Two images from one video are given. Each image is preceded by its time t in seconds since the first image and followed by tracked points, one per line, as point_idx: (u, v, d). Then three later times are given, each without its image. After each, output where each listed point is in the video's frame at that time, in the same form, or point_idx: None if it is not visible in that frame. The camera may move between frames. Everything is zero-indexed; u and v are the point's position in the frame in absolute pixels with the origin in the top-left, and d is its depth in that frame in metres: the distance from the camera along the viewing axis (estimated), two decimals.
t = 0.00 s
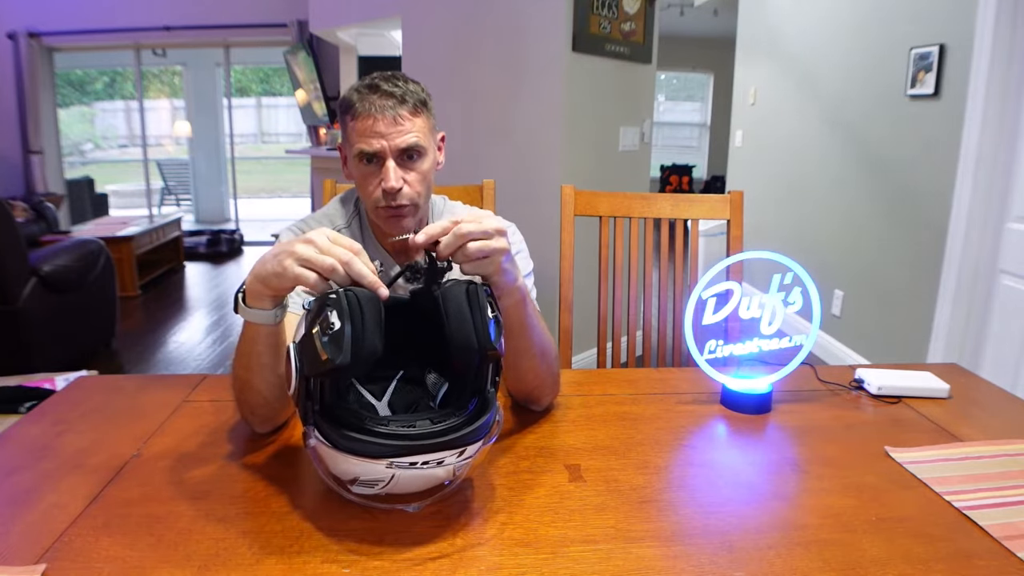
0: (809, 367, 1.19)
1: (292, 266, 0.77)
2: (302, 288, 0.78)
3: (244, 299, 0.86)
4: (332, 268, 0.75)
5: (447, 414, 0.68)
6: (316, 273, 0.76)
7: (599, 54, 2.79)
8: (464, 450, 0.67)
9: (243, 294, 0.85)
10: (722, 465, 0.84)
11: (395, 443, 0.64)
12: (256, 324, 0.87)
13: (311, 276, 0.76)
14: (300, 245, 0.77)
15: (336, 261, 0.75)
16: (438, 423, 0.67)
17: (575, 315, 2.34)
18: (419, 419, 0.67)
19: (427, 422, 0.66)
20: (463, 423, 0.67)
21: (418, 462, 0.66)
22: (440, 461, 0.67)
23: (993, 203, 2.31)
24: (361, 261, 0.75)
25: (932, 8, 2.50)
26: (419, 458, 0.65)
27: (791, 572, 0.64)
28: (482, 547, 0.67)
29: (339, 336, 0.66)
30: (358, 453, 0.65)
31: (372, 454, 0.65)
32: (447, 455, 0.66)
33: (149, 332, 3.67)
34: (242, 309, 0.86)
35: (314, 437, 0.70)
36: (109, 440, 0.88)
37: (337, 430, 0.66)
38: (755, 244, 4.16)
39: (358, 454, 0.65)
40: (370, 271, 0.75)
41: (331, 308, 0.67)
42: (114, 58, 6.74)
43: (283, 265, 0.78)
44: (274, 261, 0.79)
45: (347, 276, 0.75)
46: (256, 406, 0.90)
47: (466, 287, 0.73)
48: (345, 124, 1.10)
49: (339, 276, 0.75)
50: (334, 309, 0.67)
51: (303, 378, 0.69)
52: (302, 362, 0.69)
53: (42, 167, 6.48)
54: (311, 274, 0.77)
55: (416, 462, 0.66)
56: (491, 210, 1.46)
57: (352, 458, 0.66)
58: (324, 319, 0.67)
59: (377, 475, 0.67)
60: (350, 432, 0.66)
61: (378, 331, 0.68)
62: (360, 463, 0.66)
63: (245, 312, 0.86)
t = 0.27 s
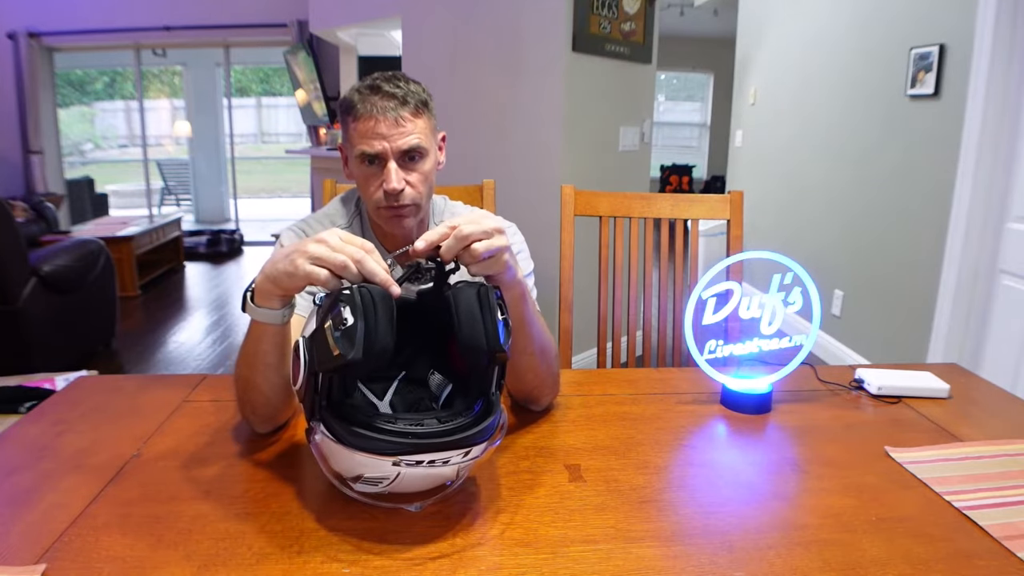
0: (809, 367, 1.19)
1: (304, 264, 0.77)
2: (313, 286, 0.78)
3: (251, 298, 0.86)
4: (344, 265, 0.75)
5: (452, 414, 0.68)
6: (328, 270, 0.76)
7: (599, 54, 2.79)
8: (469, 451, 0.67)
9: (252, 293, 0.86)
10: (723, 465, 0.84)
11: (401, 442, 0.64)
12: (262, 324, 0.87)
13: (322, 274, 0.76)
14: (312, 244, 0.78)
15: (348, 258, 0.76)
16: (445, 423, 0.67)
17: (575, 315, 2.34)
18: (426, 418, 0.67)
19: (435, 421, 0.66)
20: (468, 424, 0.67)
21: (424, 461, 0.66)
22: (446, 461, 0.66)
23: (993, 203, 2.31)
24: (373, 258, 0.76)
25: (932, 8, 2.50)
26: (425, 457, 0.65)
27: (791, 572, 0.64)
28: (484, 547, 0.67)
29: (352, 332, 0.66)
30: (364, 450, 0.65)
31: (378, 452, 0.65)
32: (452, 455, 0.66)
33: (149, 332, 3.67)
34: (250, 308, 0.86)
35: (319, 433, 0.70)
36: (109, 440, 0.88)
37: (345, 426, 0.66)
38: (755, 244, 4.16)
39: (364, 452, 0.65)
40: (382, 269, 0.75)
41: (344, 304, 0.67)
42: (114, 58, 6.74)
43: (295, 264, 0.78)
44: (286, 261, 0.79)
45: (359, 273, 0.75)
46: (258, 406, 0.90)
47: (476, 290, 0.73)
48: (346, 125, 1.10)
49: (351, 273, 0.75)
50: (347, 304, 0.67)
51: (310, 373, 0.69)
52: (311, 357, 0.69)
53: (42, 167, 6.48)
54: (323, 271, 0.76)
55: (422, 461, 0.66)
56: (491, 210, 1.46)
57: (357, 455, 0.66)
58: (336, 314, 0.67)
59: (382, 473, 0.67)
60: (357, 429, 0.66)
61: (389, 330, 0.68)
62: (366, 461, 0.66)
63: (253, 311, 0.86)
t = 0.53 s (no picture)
0: (809, 367, 1.19)
1: (304, 265, 0.77)
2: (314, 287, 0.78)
3: (252, 299, 0.86)
4: (343, 266, 0.75)
5: (452, 415, 0.68)
6: (327, 271, 0.76)
7: (599, 54, 2.79)
8: (469, 452, 0.67)
9: (252, 293, 0.86)
10: (723, 465, 0.84)
11: (401, 442, 0.64)
12: (263, 324, 0.87)
13: (322, 274, 0.76)
14: (312, 245, 0.78)
15: (347, 259, 0.76)
16: (445, 424, 0.67)
17: (575, 315, 2.34)
18: (426, 419, 0.67)
19: (434, 422, 0.67)
20: (468, 425, 0.67)
21: (424, 462, 0.66)
22: (446, 461, 0.66)
23: (993, 203, 2.31)
24: (373, 259, 0.76)
25: (932, 8, 2.50)
26: (424, 458, 0.65)
27: (791, 572, 0.64)
28: (484, 547, 0.67)
29: (351, 332, 0.66)
30: (363, 451, 0.65)
31: (378, 453, 0.65)
32: (452, 456, 0.66)
33: (149, 332, 3.67)
34: (250, 308, 0.86)
35: (318, 434, 0.70)
36: (109, 440, 0.88)
37: (344, 427, 0.66)
38: (755, 244, 4.16)
39: (363, 452, 0.65)
40: (382, 269, 0.75)
41: (343, 305, 0.67)
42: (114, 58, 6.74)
43: (296, 264, 0.78)
44: (287, 262, 0.79)
45: (358, 274, 0.75)
46: (259, 406, 0.90)
47: (477, 290, 0.73)
48: (349, 125, 1.10)
49: (351, 273, 0.76)
50: (346, 305, 0.67)
51: (310, 374, 0.69)
52: (310, 358, 0.69)
53: (42, 167, 6.49)
54: (323, 272, 0.76)
55: (421, 462, 0.65)
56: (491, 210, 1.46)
57: (356, 456, 0.66)
58: (336, 315, 0.67)
59: (382, 474, 0.67)
60: (357, 429, 0.66)
61: (389, 330, 0.68)
62: (366, 461, 0.66)
63: (254, 311, 0.86)
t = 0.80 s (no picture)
0: (809, 367, 1.19)
1: (301, 265, 0.77)
2: (311, 287, 0.78)
3: (250, 298, 0.86)
4: (340, 266, 0.75)
5: (450, 416, 0.68)
6: (324, 271, 0.76)
7: (599, 54, 2.79)
8: (467, 452, 0.67)
9: (251, 292, 0.86)
10: (722, 465, 0.84)
11: (400, 443, 0.64)
12: (262, 323, 0.87)
13: (318, 274, 0.76)
14: (310, 245, 0.77)
15: (345, 259, 0.76)
16: (444, 424, 0.67)
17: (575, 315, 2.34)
18: (424, 420, 0.67)
19: (433, 422, 0.66)
20: (467, 425, 0.67)
21: (423, 463, 0.66)
22: (444, 462, 0.66)
23: (993, 203, 2.31)
24: (370, 260, 0.76)
25: (932, 8, 2.50)
26: (423, 459, 0.65)
27: (791, 572, 0.64)
28: (484, 547, 0.67)
29: (347, 334, 0.66)
30: (362, 453, 0.65)
31: (376, 454, 0.65)
32: (451, 456, 0.66)
33: (149, 332, 3.67)
34: (248, 307, 0.86)
35: (317, 436, 0.70)
36: (109, 440, 0.88)
37: (343, 428, 0.66)
38: (755, 244, 4.16)
39: (362, 453, 0.65)
40: (379, 271, 0.75)
41: (339, 307, 0.67)
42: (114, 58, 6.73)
43: (293, 264, 0.78)
44: (285, 261, 0.79)
45: (355, 275, 0.76)
46: (259, 405, 0.90)
47: (474, 289, 0.73)
48: (349, 123, 1.10)
49: (348, 274, 0.76)
50: (342, 307, 0.67)
51: (308, 376, 0.69)
52: (308, 360, 0.69)
53: (42, 167, 6.49)
54: (320, 272, 0.76)
55: (420, 462, 0.65)
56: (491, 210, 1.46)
57: (355, 457, 0.66)
58: (332, 317, 0.67)
59: (381, 475, 0.67)
60: (355, 431, 0.66)
61: (385, 332, 0.68)
62: (364, 462, 0.66)
63: (253, 311, 0.86)
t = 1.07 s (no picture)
0: (809, 367, 1.19)
1: (304, 264, 0.77)
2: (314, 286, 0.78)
3: (251, 297, 0.86)
4: (343, 265, 0.75)
5: (452, 414, 0.68)
6: (327, 270, 0.76)
7: (599, 54, 2.79)
8: (469, 451, 0.67)
9: (251, 292, 0.86)
10: (722, 465, 0.84)
11: (403, 441, 0.64)
12: (263, 323, 0.87)
13: (322, 273, 0.76)
14: (313, 244, 0.77)
15: (348, 258, 0.76)
16: (446, 423, 0.67)
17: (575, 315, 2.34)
18: (427, 419, 0.67)
19: (435, 421, 0.67)
20: (469, 423, 0.67)
21: (426, 461, 0.66)
22: (447, 461, 0.66)
23: (993, 203, 2.31)
24: (373, 259, 0.76)
25: (931, 8, 2.50)
26: (425, 457, 0.65)
27: (790, 572, 0.64)
28: (485, 547, 0.67)
29: (351, 332, 0.66)
30: (364, 451, 0.65)
31: (379, 453, 0.65)
32: (453, 455, 0.66)
33: (149, 332, 3.67)
34: (249, 306, 0.86)
35: (319, 434, 0.70)
36: (109, 440, 0.88)
37: (346, 427, 0.66)
38: (755, 244, 4.16)
39: (365, 452, 0.65)
40: (382, 270, 0.75)
41: (343, 305, 0.67)
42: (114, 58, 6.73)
43: (296, 264, 0.78)
44: (287, 261, 0.79)
45: (358, 274, 0.75)
46: (259, 406, 0.90)
47: (476, 288, 0.73)
48: (347, 126, 1.10)
49: (351, 273, 0.76)
50: (346, 306, 0.67)
51: (311, 374, 0.69)
52: (310, 359, 0.69)
53: (42, 167, 6.49)
54: (323, 271, 0.76)
55: (422, 461, 0.65)
56: (491, 210, 1.46)
57: (358, 455, 0.66)
58: (336, 316, 0.67)
59: (384, 474, 0.67)
60: (357, 429, 0.66)
61: (388, 331, 0.68)
62: (367, 461, 0.66)
63: (253, 310, 0.86)
